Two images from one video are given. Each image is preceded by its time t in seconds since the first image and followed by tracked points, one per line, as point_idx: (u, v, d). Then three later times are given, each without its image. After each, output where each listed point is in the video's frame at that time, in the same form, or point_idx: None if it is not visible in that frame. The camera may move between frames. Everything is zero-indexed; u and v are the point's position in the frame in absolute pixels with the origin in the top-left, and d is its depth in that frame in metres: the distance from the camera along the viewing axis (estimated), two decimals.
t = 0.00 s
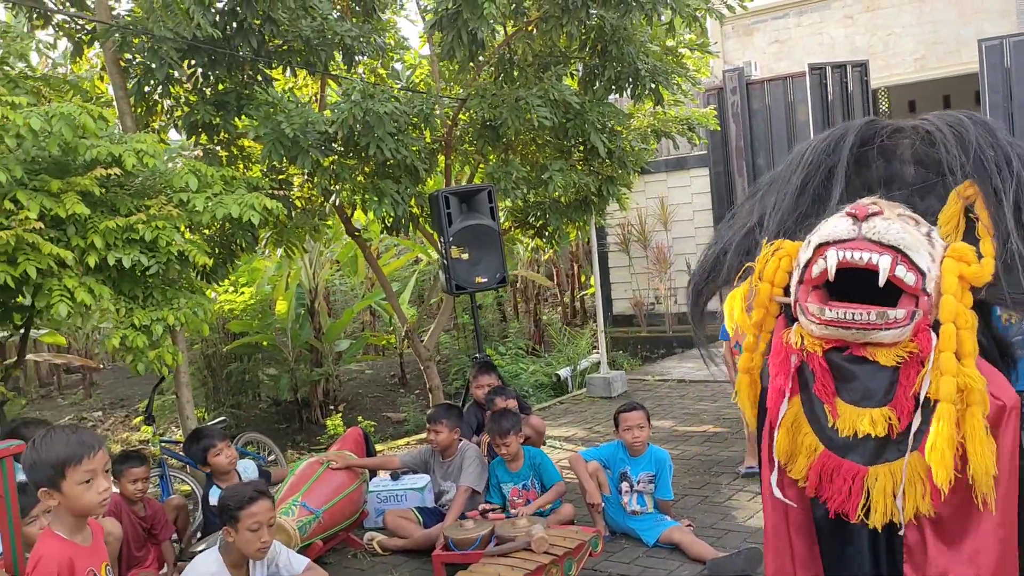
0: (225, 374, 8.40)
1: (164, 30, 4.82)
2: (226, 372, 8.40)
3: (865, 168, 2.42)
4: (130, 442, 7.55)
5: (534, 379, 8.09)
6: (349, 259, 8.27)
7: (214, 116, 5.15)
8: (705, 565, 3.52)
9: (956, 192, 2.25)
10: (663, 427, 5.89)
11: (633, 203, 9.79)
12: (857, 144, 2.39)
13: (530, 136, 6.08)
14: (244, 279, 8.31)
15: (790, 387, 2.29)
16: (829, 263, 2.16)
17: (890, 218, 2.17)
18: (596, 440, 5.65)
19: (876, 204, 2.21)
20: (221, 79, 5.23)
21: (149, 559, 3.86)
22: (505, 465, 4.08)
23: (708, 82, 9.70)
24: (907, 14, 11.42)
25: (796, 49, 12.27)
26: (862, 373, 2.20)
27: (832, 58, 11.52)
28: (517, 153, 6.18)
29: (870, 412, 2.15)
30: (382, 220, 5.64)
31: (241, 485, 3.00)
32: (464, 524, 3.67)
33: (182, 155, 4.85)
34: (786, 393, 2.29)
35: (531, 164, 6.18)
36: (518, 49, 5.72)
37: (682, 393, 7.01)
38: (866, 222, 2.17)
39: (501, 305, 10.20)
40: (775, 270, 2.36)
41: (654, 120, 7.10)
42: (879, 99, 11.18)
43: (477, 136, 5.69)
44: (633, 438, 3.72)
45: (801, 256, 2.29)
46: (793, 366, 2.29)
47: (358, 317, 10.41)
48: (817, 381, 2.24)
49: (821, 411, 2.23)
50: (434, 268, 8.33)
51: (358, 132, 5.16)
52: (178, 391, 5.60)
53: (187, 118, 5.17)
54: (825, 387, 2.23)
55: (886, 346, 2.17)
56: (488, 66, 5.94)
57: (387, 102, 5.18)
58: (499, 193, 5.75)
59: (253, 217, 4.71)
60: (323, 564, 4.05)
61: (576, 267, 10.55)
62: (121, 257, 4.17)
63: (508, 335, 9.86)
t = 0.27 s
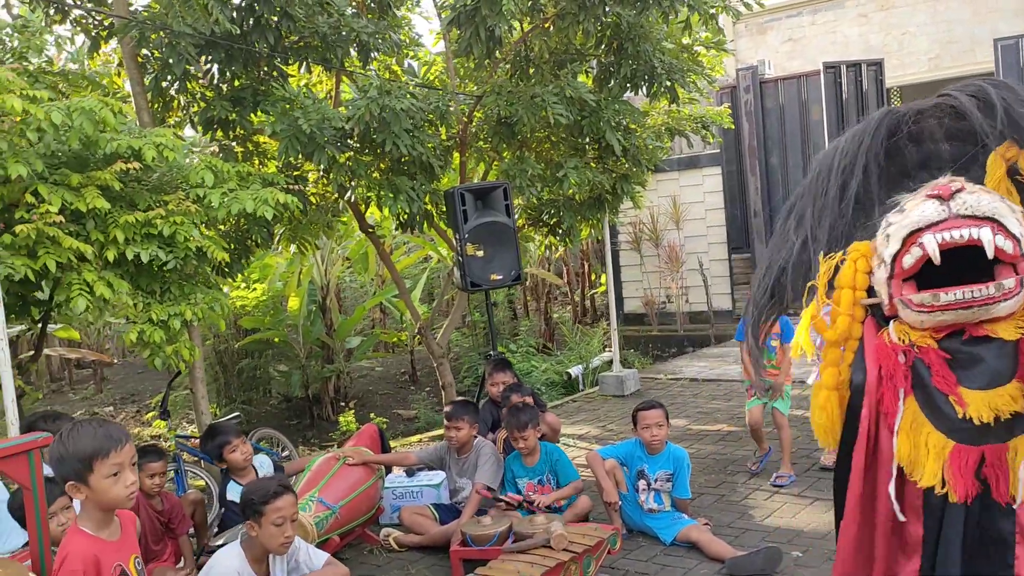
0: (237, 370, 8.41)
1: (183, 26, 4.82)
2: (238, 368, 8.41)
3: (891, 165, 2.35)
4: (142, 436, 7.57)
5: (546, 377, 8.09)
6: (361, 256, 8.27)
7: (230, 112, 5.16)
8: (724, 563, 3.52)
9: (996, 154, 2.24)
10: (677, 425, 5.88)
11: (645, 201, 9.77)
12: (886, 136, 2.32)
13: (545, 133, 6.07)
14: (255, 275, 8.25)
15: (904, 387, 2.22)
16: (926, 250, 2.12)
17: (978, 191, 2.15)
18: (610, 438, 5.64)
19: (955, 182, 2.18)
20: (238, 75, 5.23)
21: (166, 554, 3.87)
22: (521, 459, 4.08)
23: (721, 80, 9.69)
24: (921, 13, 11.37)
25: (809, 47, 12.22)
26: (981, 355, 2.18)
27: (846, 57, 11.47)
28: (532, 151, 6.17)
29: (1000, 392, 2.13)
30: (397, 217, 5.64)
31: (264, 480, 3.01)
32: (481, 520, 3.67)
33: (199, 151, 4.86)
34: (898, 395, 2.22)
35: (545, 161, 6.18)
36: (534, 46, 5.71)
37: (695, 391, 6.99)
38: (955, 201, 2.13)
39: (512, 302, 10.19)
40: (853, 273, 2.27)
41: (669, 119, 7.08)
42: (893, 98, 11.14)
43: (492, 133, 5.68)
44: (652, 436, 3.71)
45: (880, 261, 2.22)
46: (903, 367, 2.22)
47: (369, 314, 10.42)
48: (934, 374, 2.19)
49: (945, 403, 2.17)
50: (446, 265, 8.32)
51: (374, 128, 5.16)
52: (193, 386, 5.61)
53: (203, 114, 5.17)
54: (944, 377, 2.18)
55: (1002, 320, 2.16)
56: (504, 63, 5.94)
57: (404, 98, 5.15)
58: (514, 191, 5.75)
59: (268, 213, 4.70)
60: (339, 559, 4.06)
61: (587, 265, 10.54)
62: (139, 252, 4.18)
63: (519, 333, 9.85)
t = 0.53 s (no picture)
0: (231, 366, 8.37)
1: (180, 18, 4.79)
2: (232, 364, 8.37)
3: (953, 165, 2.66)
4: (135, 431, 7.54)
5: (541, 374, 8.08)
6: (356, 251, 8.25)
7: (227, 106, 5.14)
8: (721, 561, 3.52)
9: None
10: (672, 423, 5.88)
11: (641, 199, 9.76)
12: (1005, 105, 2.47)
13: (542, 130, 6.06)
14: (250, 271, 8.20)
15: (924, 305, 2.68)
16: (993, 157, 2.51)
17: None
18: (606, 435, 5.64)
19: None
20: (235, 69, 5.22)
21: (161, 549, 3.86)
22: (520, 454, 4.04)
23: (718, 78, 9.69)
24: (917, 14, 11.39)
25: (805, 47, 12.22)
26: (1005, 285, 2.58)
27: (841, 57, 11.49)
28: (529, 147, 6.16)
29: (1010, 327, 2.54)
30: (394, 213, 5.62)
31: (266, 474, 3.02)
32: (478, 516, 3.65)
33: (197, 145, 4.84)
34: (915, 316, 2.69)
35: (542, 158, 6.17)
36: (532, 42, 5.70)
37: (690, 389, 6.99)
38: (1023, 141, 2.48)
39: (507, 299, 10.19)
40: (907, 177, 2.75)
41: (666, 117, 7.08)
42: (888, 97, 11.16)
43: (490, 130, 5.67)
44: (649, 434, 3.71)
45: (937, 172, 2.69)
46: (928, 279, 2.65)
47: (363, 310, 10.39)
48: (954, 296, 2.61)
49: (957, 325, 2.61)
50: (441, 262, 8.31)
51: (372, 124, 5.14)
52: (188, 380, 5.59)
53: (200, 108, 5.15)
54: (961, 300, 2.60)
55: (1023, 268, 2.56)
56: (502, 60, 5.93)
57: (401, 94, 5.12)
58: (511, 187, 5.73)
59: (266, 208, 4.67)
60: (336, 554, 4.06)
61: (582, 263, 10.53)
62: (136, 246, 4.16)
63: (514, 330, 9.85)
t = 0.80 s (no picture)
0: (206, 364, 8.30)
1: (157, 12, 4.73)
2: (207, 362, 8.29)
3: (925, 306, 1.78)
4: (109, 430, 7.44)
5: (519, 372, 8.08)
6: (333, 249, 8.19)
7: (204, 102, 5.09)
8: (701, 557, 3.54)
9: None
10: (651, 420, 5.90)
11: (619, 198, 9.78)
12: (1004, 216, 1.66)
13: (521, 128, 6.05)
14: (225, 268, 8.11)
15: (973, 456, 1.72)
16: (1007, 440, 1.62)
17: None
18: (585, 433, 5.64)
19: None
20: (212, 64, 5.16)
21: (137, 549, 3.80)
22: (510, 452, 4.04)
23: (695, 78, 9.74)
24: (890, 15, 11.53)
25: (780, 47, 12.30)
26: None
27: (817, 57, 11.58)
28: (509, 145, 6.15)
29: None
30: (373, 209, 5.59)
31: (248, 472, 2.99)
32: (459, 514, 3.64)
33: (173, 140, 4.78)
34: (930, 472, 1.83)
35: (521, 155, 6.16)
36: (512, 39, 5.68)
37: (668, 387, 7.01)
38: None
39: (484, 298, 10.17)
40: (903, 383, 1.78)
41: (644, 115, 7.11)
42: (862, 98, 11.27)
43: (469, 127, 5.66)
44: (630, 431, 3.73)
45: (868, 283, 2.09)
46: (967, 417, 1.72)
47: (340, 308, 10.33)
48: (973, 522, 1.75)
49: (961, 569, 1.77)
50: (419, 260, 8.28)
51: (351, 120, 5.10)
52: (163, 379, 5.53)
53: (176, 103, 5.10)
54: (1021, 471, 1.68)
55: None
56: (481, 57, 5.93)
57: (381, 90, 5.11)
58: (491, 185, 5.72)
59: (246, 204, 4.63)
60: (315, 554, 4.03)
61: (560, 261, 10.55)
62: (111, 242, 4.10)
63: (491, 328, 9.84)
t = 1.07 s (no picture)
0: (166, 364, 8.15)
1: (113, 6, 4.63)
2: (167, 362, 8.16)
3: None
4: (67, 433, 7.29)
5: (484, 369, 8.06)
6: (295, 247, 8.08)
7: (163, 97, 5.02)
8: (670, 551, 3.56)
9: None
10: (617, 415, 5.92)
11: (584, 194, 9.81)
12: None
13: (485, 123, 6.04)
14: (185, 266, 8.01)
15: None
16: None
17: None
18: (552, 429, 5.65)
19: None
20: (170, 59, 5.10)
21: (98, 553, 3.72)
22: (475, 449, 4.03)
23: (658, 74, 9.80)
24: (847, 12, 11.70)
25: (740, 44, 12.40)
26: None
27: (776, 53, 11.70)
28: (473, 141, 6.13)
29: None
30: (337, 206, 5.54)
31: (216, 473, 2.96)
32: (428, 511, 3.63)
33: (131, 136, 4.69)
34: None
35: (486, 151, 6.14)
36: (476, 34, 5.66)
37: (634, 382, 7.05)
38: None
39: (449, 294, 10.14)
40: None
41: (607, 111, 7.14)
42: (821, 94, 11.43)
43: (433, 122, 5.63)
44: (598, 426, 3.74)
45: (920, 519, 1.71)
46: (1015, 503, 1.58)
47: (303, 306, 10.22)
48: None
49: None
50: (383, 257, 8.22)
51: (314, 116, 5.06)
52: (124, 379, 5.43)
53: (134, 98, 5.02)
54: None
55: None
56: (445, 52, 5.90)
57: (345, 85, 5.06)
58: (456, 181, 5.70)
59: (207, 201, 4.56)
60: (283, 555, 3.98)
61: (524, 258, 10.55)
62: (68, 240, 4.02)
63: (456, 325, 9.81)
